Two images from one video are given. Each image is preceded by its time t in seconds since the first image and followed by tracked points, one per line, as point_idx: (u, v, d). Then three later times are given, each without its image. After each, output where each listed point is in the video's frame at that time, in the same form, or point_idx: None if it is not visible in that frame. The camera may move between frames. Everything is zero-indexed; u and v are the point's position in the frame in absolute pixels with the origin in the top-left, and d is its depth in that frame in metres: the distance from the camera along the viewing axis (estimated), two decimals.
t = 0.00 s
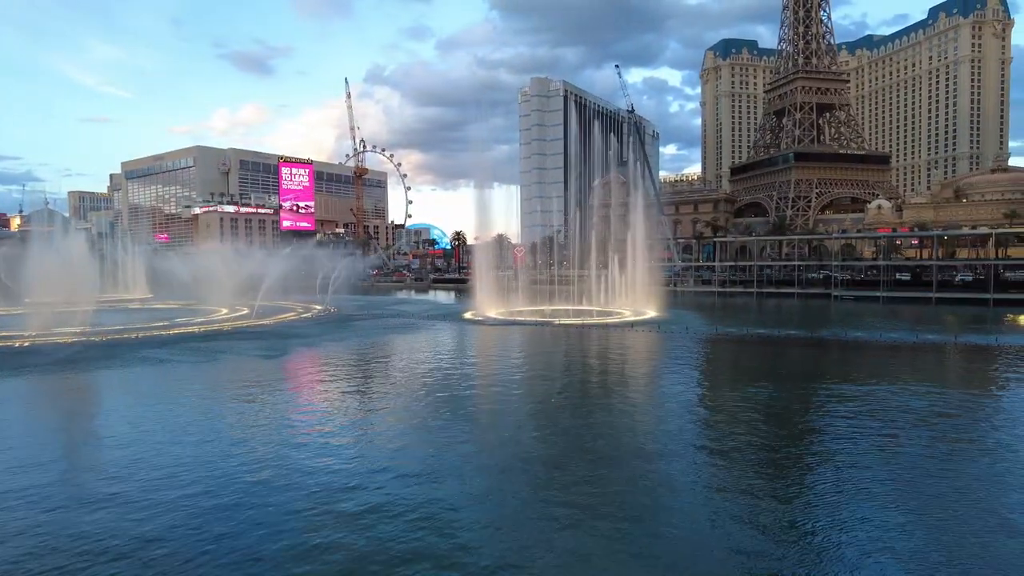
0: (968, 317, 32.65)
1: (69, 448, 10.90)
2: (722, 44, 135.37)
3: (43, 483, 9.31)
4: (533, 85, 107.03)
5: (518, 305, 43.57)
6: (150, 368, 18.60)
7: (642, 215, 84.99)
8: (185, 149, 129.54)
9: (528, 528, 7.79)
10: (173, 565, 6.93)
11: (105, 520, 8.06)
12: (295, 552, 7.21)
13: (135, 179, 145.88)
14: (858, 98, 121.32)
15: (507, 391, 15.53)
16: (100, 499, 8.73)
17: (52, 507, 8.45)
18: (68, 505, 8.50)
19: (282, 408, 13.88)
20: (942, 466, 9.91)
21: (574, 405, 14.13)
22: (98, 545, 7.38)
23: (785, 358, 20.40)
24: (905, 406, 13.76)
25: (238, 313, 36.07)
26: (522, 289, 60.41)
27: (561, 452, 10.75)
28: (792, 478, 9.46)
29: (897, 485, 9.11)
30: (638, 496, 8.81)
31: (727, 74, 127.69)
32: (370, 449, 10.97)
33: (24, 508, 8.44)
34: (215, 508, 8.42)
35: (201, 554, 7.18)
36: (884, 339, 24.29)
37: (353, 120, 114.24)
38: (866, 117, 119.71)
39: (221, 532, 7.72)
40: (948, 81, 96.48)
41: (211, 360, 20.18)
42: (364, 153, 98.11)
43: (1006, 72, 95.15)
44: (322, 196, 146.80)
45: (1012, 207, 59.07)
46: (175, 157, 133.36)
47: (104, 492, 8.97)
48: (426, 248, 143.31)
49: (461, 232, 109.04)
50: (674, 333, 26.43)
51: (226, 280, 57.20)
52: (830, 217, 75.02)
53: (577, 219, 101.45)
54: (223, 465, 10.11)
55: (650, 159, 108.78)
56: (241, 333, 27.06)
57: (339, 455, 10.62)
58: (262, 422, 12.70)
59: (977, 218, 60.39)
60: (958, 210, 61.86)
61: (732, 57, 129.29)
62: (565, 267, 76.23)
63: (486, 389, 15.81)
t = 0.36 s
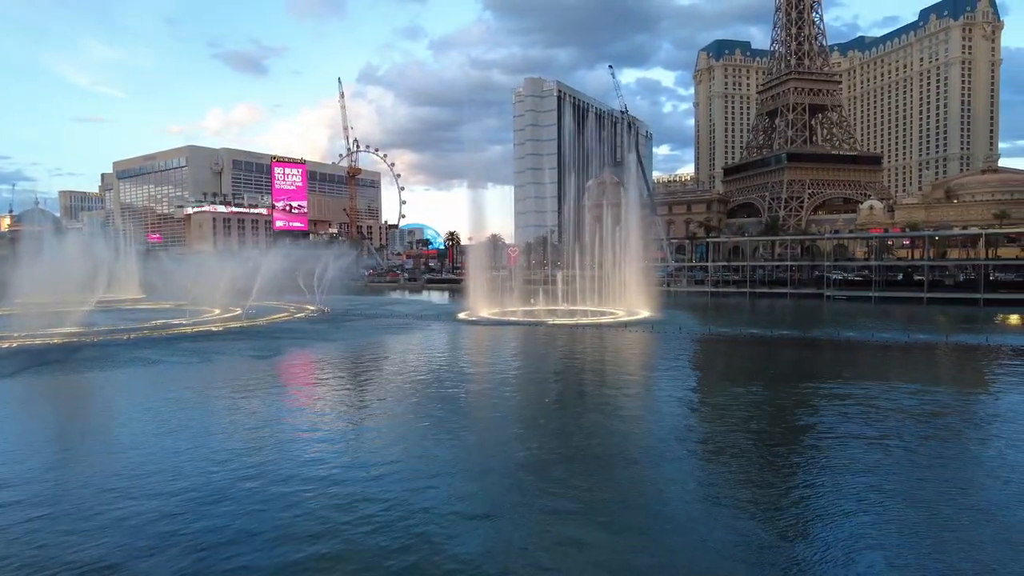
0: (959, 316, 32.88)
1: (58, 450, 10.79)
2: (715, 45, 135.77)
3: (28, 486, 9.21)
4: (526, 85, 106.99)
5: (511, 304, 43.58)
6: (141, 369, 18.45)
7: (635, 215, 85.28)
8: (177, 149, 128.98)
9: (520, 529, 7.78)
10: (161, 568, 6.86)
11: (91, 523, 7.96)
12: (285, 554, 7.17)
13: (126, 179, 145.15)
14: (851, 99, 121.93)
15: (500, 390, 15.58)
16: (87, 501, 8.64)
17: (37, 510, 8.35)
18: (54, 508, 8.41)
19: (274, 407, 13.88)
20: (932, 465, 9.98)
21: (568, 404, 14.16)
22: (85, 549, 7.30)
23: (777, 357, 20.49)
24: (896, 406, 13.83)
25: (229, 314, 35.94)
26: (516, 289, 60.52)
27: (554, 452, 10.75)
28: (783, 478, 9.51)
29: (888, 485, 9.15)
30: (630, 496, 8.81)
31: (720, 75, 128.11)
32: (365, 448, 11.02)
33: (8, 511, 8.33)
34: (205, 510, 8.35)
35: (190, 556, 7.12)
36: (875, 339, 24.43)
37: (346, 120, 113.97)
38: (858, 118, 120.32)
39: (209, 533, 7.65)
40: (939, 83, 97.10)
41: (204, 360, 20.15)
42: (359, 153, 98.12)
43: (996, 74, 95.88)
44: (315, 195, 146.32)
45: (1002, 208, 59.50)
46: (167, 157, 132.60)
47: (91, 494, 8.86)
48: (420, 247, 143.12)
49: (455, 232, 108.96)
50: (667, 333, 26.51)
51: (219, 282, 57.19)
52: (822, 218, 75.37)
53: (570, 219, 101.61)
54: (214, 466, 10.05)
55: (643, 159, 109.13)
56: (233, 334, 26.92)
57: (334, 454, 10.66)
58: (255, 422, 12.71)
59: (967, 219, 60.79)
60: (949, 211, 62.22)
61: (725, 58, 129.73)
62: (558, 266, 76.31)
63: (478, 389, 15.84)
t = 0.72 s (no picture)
0: (951, 316, 33.07)
1: (47, 451, 10.69)
2: (709, 45, 136.08)
3: (17, 488, 9.11)
4: (521, 85, 106.91)
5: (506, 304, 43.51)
6: (133, 370, 18.31)
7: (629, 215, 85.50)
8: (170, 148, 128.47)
9: (514, 528, 7.77)
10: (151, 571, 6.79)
11: (81, 526, 7.87)
12: (280, 556, 7.12)
13: (119, 179, 144.43)
14: (844, 100, 122.38)
15: (495, 391, 15.54)
16: (76, 503, 8.55)
17: (25, 512, 8.26)
18: (42, 511, 8.30)
19: (269, 409, 13.81)
20: (924, 463, 10.02)
21: (562, 404, 14.18)
22: (75, 551, 7.20)
23: (770, 357, 20.54)
24: (889, 405, 13.89)
25: (224, 315, 35.75)
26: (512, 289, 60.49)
27: (549, 453, 10.73)
28: (777, 477, 9.55)
29: (880, 484, 9.18)
30: (624, 495, 8.82)
31: (715, 75, 128.40)
32: (360, 448, 10.96)
33: None
34: (197, 512, 8.27)
35: (185, 558, 7.06)
36: (868, 339, 24.52)
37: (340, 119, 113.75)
38: (851, 118, 120.79)
39: (204, 535, 7.60)
40: (931, 84, 97.61)
41: (199, 360, 20.04)
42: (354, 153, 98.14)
43: (988, 76, 96.52)
44: (309, 195, 145.93)
45: (994, 208, 59.86)
46: (161, 157, 131.96)
47: (82, 497, 8.78)
48: (414, 248, 142.91)
49: (450, 232, 108.82)
50: (661, 333, 26.55)
51: (215, 282, 57.01)
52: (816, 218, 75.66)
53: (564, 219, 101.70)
54: (207, 467, 9.98)
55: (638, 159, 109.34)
56: (227, 334, 26.75)
57: (328, 455, 10.60)
58: (249, 422, 12.64)
59: (959, 219, 61.12)
60: (941, 211, 62.53)
61: (719, 58, 130.02)
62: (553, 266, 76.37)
63: (473, 389, 15.80)
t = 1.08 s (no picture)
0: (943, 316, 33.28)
1: (37, 453, 10.64)
2: (704, 46, 138.12)
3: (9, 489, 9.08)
4: (516, 85, 106.97)
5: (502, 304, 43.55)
6: (124, 371, 18.20)
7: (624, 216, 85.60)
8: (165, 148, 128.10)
9: (509, 527, 7.84)
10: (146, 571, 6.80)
11: (80, 526, 7.86)
12: (275, 553, 7.16)
13: (113, 178, 143.86)
14: (838, 100, 122.92)
15: (491, 391, 15.55)
16: (74, 504, 8.52)
17: (13, 515, 8.20)
18: (32, 512, 8.26)
19: (265, 409, 13.79)
20: (915, 462, 10.13)
21: (556, 404, 14.19)
22: (68, 552, 7.18)
23: (766, 357, 20.60)
24: (883, 404, 13.99)
25: (218, 315, 35.72)
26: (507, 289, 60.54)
27: (545, 452, 10.75)
28: (772, 475, 9.60)
29: (874, 482, 9.26)
30: (618, 494, 8.86)
31: (710, 76, 128.79)
32: (355, 449, 10.95)
33: None
34: (191, 511, 8.28)
35: (185, 558, 7.06)
36: (863, 339, 24.64)
37: (335, 120, 113.70)
38: (845, 119, 121.32)
39: (203, 535, 7.60)
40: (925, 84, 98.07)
41: (195, 361, 20.01)
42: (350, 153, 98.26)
43: (980, 77, 97.10)
44: (304, 195, 145.67)
45: (987, 208, 60.19)
46: (155, 157, 131.51)
47: (80, 497, 8.77)
48: (409, 248, 142.89)
49: (445, 232, 108.82)
50: (656, 333, 26.60)
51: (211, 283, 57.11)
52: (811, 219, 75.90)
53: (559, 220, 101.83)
54: (200, 467, 9.98)
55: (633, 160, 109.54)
56: (223, 334, 26.73)
57: (325, 456, 10.58)
58: (244, 423, 12.62)
59: (953, 219, 61.44)
60: (934, 211, 62.81)
61: (714, 59, 130.44)
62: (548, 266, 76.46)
63: (469, 389, 15.81)
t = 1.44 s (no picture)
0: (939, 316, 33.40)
1: (32, 454, 10.60)
2: (699, 46, 138.37)
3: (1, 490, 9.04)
4: (513, 85, 106.93)
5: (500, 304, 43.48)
6: (120, 371, 18.17)
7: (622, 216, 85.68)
8: (161, 148, 127.89)
9: (503, 526, 7.86)
10: (140, 570, 6.79)
11: (83, 524, 7.89)
12: (269, 554, 7.15)
13: (109, 178, 143.46)
14: (834, 101, 123.26)
15: (488, 391, 15.58)
16: (75, 503, 8.53)
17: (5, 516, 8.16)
18: (25, 513, 8.23)
19: (263, 409, 13.79)
20: (909, 461, 10.17)
21: (552, 404, 14.21)
22: (60, 553, 7.16)
23: (763, 357, 20.65)
24: (878, 403, 14.05)
25: (216, 315, 35.66)
26: (505, 289, 60.46)
27: (543, 452, 10.78)
28: (766, 474, 9.63)
29: (868, 480, 9.34)
30: (616, 494, 8.88)
31: (707, 76, 128.96)
32: (352, 448, 10.98)
33: None
34: (184, 511, 8.27)
35: (187, 555, 7.11)
36: (859, 338, 24.72)
37: (332, 120, 113.70)
38: (842, 120, 121.67)
39: (206, 533, 7.65)
40: (921, 85, 98.39)
41: (194, 361, 20.03)
42: (347, 154, 98.26)
43: (976, 78, 97.48)
44: (301, 196, 145.48)
45: (982, 208, 60.36)
46: (151, 156, 131.11)
47: (81, 496, 8.79)
48: (406, 248, 142.79)
49: (442, 232, 108.81)
50: (653, 333, 26.66)
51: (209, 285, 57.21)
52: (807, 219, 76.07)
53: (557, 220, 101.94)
54: (195, 468, 9.96)
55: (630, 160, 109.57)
56: (220, 335, 26.70)
57: (322, 455, 10.61)
58: (242, 422, 12.63)
59: (949, 219, 61.62)
60: (930, 211, 63.00)
61: (711, 60, 130.59)
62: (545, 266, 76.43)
63: (466, 389, 15.83)
